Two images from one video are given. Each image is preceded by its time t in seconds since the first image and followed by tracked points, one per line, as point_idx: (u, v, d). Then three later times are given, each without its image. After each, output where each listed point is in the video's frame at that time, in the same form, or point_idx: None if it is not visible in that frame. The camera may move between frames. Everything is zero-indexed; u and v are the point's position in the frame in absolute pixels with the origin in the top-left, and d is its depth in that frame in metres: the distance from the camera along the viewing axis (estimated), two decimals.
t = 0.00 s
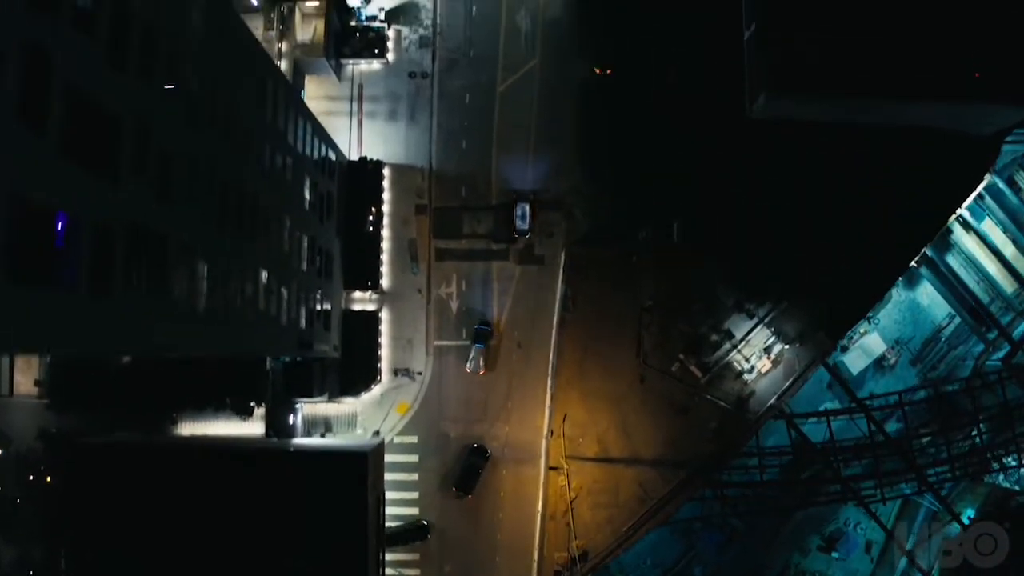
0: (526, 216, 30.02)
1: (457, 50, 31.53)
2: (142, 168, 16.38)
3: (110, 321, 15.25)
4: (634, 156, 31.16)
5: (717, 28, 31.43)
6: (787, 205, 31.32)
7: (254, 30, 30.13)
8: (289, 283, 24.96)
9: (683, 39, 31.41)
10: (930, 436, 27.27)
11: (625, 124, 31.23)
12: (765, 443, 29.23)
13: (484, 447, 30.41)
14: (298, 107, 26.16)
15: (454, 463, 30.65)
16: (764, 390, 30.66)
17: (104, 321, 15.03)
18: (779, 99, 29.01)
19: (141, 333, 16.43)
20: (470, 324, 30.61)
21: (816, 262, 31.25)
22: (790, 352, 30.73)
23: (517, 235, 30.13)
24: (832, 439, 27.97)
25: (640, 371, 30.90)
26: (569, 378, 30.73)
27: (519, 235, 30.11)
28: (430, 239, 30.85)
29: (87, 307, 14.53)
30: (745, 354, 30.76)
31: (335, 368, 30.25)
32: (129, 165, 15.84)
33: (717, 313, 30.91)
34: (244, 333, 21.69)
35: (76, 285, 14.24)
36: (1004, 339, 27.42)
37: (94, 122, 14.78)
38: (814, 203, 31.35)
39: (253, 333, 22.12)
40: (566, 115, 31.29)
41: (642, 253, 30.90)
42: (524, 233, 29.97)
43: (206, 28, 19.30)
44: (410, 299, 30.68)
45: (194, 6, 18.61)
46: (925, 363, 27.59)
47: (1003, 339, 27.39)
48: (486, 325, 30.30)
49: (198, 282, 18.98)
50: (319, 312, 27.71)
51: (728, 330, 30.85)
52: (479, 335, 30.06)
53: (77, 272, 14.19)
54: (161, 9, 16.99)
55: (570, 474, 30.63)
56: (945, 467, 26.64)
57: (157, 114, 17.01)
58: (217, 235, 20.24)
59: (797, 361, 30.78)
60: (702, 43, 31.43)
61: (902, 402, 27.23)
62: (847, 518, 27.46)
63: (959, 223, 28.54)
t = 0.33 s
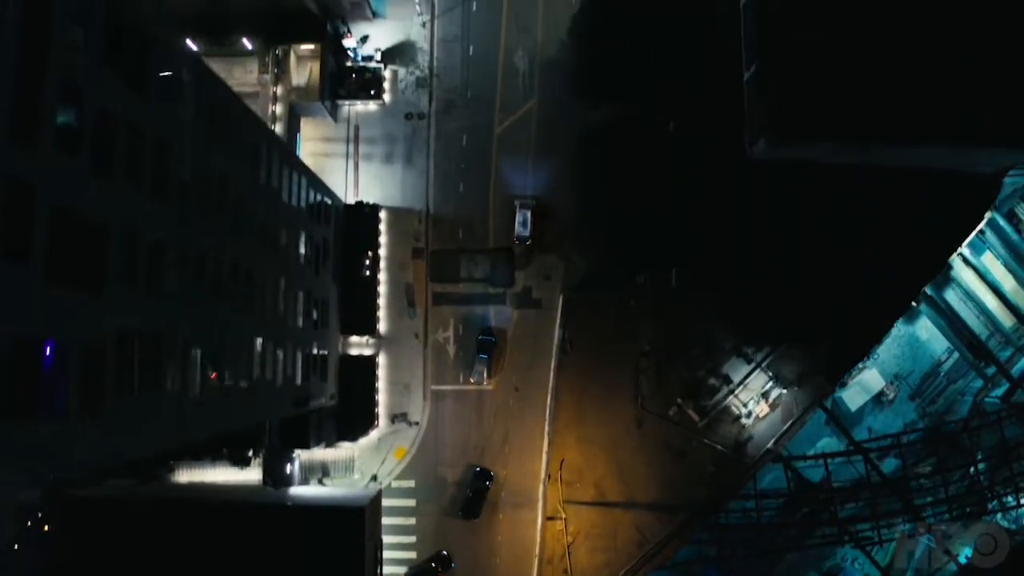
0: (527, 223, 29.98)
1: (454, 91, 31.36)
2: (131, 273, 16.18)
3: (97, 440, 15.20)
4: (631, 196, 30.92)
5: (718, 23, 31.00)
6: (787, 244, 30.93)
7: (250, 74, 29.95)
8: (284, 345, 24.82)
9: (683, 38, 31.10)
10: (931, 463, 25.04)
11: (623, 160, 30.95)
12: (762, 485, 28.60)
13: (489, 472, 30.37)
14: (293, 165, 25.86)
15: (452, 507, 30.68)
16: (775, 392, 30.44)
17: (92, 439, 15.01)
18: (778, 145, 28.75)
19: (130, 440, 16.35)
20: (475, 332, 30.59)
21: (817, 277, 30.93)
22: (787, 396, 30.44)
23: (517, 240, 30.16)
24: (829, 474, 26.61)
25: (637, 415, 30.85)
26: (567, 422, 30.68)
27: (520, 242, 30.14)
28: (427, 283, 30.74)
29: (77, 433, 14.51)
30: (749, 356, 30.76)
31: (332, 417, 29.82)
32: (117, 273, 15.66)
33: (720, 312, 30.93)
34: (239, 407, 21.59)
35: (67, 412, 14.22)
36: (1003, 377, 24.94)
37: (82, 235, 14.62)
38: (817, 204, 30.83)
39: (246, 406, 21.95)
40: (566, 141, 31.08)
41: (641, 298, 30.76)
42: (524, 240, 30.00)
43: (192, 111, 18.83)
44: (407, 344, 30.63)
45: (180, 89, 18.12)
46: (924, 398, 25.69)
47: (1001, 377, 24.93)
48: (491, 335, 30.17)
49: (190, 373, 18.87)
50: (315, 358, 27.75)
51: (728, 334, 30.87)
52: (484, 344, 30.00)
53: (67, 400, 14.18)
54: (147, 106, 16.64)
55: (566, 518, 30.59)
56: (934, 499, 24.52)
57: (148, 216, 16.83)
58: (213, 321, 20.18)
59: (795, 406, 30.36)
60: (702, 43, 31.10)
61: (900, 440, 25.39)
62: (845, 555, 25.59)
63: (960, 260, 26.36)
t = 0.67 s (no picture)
0: (528, 230, 29.95)
1: (451, 135, 31.11)
2: (122, 383, 16.05)
3: (91, 559, 15.15)
4: (630, 241, 30.65)
5: (718, 18, 31.07)
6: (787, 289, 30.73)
7: (245, 122, 30.50)
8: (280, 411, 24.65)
9: (683, 38, 31.02)
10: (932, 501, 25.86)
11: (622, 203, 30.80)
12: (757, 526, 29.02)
13: (492, 490, 30.32)
14: (288, 227, 25.54)
15: (449, 555, 30.59)
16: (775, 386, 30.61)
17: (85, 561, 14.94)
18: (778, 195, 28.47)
19: (124, 550, 16.29)
20: (478, 342, 30.54)
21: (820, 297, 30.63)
22: (785, 443, 30.43)
23: (518, 247, 30.15)
24: (824, 519, 27.23)
25: (634, 461, 30.67)
26: (564, 470, 30.51)
27: (521, 249, 30.11)
28: (424, 330, 30.66)
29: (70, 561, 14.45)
30: (750, 351, 30.65)
31: (330, 467, 29.27)
32: (108, 389, 15.54)
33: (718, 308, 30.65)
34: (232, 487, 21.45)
35: (59, 544, 14.15)
36: (1001, 419, 26.00)
37: (68, 360, 14.45)
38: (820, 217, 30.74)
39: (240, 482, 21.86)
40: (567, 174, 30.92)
41: (640, 347, 30.54)
42: (525, 247, 29.99)
43: (183, 202, 18.36)
44: (404, 391, 30.62)
45: (170, 183, 17.68)
46: (922, 435, 26.29)
47: (1000, 417, 25.99)
48: (496, 347, 30.26)
49: (184, 466, 18.77)
50: (312, 409, 27.74)
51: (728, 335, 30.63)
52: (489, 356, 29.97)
53: (58, 533, 14.09)
54: (137, 212, 16.31)
55: (563, 566, 30.36)
56: (936, 540, 25.89)
57: (140, 322, 16.65)
58: (205, 413, 20.01)
59: (793, 452, 30.38)
60: (702, 42, 31.05)
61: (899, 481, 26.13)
62: None
63: (958, 298, 27.47)
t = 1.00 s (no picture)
0: (530, 239, 29.68)
1: (447, 184, 30.81)
2: (114, 504, 15.98)
3: None
4: (628, 293, 30.55)
5: (716, 66, 30.76)
6: (784, 340, 30.73)
7: (240, 173, 29.98)
8: (275, 481, 24.61)
9: (682, 89, 30.66)
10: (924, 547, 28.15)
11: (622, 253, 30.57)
12: None
13: (501, 510, 30.31)
14: (284, 291, 25.40)
15: None
16: (775, 385, 30.69)
17: None
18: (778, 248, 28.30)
19: None
20: (483, 352, 30.52)
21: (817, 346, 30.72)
22: (782, 492, 30.46)
23: (520, 256, 29.89)
24: (820, 564, 28.98)
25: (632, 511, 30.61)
26: (562, 521, 30.44)
27: (523, 258, 29.83)
28: (422, 380, 30.56)
29: None
30: (750, 351, 30.72)
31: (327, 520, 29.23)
32: (100, 514, 15.49)
33: (718, 308, 30.68)
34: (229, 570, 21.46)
35: None
36: (1000, 460, 27.90)
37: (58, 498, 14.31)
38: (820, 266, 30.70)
39: (237, 564, 21.89)
40: (566, 229, 30.62)
41: (637, 399, 30.58)
42: (528, 256, 29.73)
43: (174, 305, 18.19)
44: (401, 442, 30.52)
45: (161, 289, 17.52)
46: (920, 475, 28.56)
47: (999, 459, 27.89)
48: (499, 359, 30.08)
49: (180, 564, 18.76)
50: (309, 465, 27.75)
51: (728, 335, 30.69)
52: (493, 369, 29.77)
53: None
54: (124, 331, 16.06)
55: None
56: None
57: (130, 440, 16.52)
58: (202, 503, 19.92)
59: (790, 502, 30.39)
60: (701, 93, 30.74)
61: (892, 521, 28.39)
62: None
63: (959, 341, 29.75)
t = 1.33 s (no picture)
0: (533, 250, 29.61)
1: (446, 237, 30.62)
2: None
3: None
4: (627, 347, 30.24)
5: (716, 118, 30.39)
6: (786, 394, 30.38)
7: (236, 229, 29.40)
8: (275, 555, 24.49)
9: (682, 141, 30.35)
10: None
11: (621, 307, 30.27)
12: None
13: (510, 529, 30.18)
14: (281, 361, 25.26)
15: None
16: (776, 400, 30.25)
17: None
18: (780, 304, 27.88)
19: None
20: (488, 369, 30.39)
21: (823, 398, 30.21)
22: (781, 544, 30.24)
23: (523, 268, 29.81)
24: None
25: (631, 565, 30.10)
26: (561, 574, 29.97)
27: (526, 269, 29.77)
28: (421, 434, 30.44)
29: None
30: (751, 363, 30.29)
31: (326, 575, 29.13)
32: None
33: (719, 318, 30.28)
34: None
35: None
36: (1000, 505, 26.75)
37: None
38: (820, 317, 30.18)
39: None
40: (565, 284, 30.40)
41: (637, 451, 30.22)
42: (531, 268, 29.66)
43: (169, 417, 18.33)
44: (400, 495, 30.42)
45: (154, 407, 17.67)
46: (917, 515, 27.97)
47: (999, 505, 26.72)
48: (504, 372, 30.05)
49: None
50: (309, 527, 27.62)
51: (728, 345, 30.29)
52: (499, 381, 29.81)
53: None
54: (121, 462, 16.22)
55: None
56: None
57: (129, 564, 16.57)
58: None
59: (790, 554, 30.15)
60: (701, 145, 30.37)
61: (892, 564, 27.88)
62: None
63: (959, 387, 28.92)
